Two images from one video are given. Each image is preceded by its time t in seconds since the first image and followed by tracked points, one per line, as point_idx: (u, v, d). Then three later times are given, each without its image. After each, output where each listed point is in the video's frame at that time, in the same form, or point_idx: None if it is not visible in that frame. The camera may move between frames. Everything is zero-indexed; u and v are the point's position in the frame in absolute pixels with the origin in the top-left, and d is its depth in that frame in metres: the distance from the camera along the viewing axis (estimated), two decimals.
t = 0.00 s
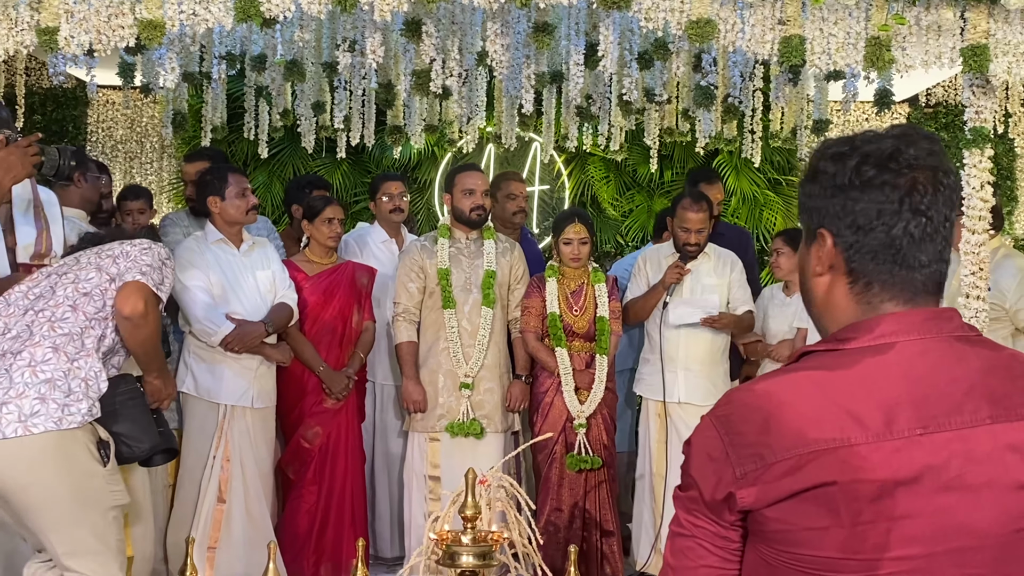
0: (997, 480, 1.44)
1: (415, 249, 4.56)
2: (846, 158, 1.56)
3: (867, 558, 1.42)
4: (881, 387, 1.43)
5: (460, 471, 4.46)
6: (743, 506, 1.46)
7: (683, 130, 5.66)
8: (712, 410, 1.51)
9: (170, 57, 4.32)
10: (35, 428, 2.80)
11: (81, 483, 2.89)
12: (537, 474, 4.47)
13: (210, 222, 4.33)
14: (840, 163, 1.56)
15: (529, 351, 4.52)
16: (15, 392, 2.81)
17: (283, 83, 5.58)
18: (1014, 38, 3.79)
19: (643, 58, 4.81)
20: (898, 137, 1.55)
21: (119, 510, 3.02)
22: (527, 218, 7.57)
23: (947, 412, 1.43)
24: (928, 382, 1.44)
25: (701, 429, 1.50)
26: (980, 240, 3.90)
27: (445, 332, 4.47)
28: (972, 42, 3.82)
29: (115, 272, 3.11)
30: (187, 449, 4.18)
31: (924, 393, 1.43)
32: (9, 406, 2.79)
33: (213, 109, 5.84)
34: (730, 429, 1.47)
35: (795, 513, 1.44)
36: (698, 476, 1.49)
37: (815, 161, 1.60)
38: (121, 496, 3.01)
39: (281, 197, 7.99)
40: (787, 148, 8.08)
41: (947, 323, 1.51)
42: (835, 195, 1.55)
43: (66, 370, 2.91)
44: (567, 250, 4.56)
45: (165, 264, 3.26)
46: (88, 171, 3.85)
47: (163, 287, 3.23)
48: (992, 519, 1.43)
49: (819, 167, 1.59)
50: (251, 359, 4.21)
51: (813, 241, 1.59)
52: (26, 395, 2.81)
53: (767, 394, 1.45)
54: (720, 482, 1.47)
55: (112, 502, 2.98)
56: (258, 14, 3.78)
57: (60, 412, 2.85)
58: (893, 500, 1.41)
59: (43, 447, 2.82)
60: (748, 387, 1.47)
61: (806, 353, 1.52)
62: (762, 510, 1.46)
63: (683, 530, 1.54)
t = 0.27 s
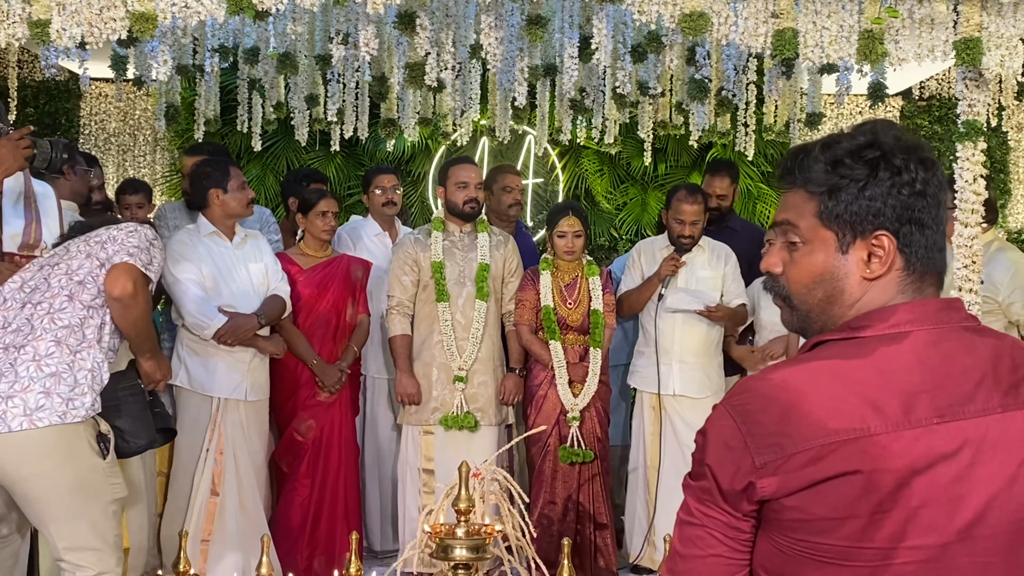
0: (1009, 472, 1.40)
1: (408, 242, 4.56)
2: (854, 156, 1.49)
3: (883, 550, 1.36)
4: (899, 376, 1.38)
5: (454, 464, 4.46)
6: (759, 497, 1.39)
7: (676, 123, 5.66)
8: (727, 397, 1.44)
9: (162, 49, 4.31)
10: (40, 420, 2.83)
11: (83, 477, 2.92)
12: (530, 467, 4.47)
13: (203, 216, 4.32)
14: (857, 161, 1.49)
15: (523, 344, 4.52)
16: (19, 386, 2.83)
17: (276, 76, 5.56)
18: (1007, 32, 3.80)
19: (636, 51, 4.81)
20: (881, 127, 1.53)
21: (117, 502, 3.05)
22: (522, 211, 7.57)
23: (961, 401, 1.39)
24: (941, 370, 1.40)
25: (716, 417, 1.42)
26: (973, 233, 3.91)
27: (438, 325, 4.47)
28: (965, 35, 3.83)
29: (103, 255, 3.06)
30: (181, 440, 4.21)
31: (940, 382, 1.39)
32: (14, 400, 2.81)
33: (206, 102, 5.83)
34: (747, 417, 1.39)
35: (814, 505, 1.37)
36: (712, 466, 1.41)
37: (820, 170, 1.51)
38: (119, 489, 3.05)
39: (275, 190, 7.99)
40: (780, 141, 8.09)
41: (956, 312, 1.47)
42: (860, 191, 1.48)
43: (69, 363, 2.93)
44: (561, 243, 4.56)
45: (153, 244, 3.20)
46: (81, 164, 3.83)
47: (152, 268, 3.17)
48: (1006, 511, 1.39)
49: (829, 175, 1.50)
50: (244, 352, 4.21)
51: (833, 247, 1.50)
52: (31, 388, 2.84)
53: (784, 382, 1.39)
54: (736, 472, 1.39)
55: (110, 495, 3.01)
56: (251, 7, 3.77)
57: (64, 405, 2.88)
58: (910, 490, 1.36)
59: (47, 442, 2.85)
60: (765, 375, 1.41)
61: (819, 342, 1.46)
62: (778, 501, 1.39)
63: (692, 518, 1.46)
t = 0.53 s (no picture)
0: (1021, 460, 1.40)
1: (402, 236, 4.56)
2: (860, 154, 1.48)
3: (903, 538, 1.36)
4: (913, 368, 1.38)
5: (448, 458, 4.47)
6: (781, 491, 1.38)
7: (670, 117, 5.66)
8: (742, 392, 1.43)
9: (156, 42, 4.30)
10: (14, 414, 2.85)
11: (63, 468, 2.91)
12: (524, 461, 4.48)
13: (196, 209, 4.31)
14: (865, 156, 1.48)
15: (517, 338, 4.52)
16: None
17: (269, 69, 5.55)
18: (1001, 26, 3.76)
19: (630, 45, 4.80)
20: (879, 121, 1.51)
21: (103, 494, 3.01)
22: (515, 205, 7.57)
23: (973, 390, 1.39)
24: (954, 361, 1.40)
25: (733, 413, 1.41)
26: (966, 227, 3.91)
27: (432, 319, 4.48)
28: (958, 29, 3.83)
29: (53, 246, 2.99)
30: (176, 434, 4.16)
31: (952, 373, 1.39)
32: None
33: (199, 96, 5.82)
34: (766, 412, 1.38)
35: (836, 497, 1.37)
36: (732, 461, 1.40)
37: (827, 172, 1.49)
38: (103, 481, 3.01)
39: (268, 184, 7.98)
40: (774, 135, 8.08)
41: (959, 303, 1.48)
42: (870, 188, 1.47)
43: (36, 354, 2.93)
44: (556, 237, 4.56)
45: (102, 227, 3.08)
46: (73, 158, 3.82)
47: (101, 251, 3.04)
48: (1018, 498, 1.40)
49: (838, 176, 1.48)
50: (241, 346, 4.22)
51: (843, 246, 1.50)
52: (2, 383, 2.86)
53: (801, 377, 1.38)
54: (757, 466, 1.38)
55: (95, 487, 2.98)
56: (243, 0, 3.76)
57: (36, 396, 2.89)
58: (928, 479, 1.36)
59: (23, 432, 2.85)
60: (780, 371, 1.40)
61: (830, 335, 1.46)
62: (799, 494, 1.39)
63: (708, 513, 1.45)
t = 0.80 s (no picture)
0: None
1: (396, 230, 4.55)
2: (875, 150, 1.46)
3: (935, 528, 1.36)
4: (936, 358, 1.38)
5: (443, 452, 4.48)
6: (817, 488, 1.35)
7: (664, 111, 5.66)
8: (768, 389, 1.39)
9: (149, 36, 4.29)
10: None
11: (28, 445, 2.90)
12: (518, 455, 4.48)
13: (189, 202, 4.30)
14: (879, 153, 1.45)
15: (511, 332, 4.52)
16: None
17: (263, 63, 5.55)
18: (993, 20, 3.81)
19: (624, 38, 4.79)
20: (885, 117, 1.50)
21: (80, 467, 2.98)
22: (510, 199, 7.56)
23: (990, 379, 1.40)
24: (971, 352, 1.41)
25: (763, 410, 1.37)
26: (959, 221, 3.91)
27: (426, 313, 4.47)
28: (952, 23, 3.87)
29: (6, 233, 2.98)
30: (171, 429, 4.16)
31: (971, 363, 1.39)
32: None
33: (193, 89, 5.80)
34: (799, 409, 1.35)
35: (870, 490, 1.35)
36: (767, 461, 1.35)
37: (842, 167, 1.46)
38: (76, 454, 2.98)
39: (262, 178, 7.96)
40: (768, 129, 8.08)
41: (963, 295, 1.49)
42: (887, 183, 1.45)
43: None
44: (550, 231, 4.56)
45: (54, 216, 3.05)
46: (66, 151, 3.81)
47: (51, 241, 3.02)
48: None
49: (854, 171, 1.45)
50: (238, 342, 4.22)
51: (861, 243, 1.46)
52: None
53: (831, 372, 1.35)
54: (792, 464, 1.34)
55: (65, 459, 2.95)
56: None
57: None
58: (957, 468, 1.36)
59: None
60: (808, 367, 1.37)
61: (847, 329, 1.44)
62: (833, 490, 1.36)
63: (737, 513, 1.40)
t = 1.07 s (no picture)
0: None
1: (390, 225, 4.55)
2: (903, 147, 1.44)
3: (988, 520, 1.37)
4: (973, 354, 1.39)
5: (436, 446, 4.49)
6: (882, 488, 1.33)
7: (658, 106, 5.66)
8: (822, 391, 1.35)
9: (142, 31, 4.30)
10: None
11: (10, 438, 2.94)
12: (512, 450, 4.49)
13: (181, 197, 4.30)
14: (905, 150, 1.44)
15: (505, 327, 4.53)
16: None
17: (257, 58, 5.54)
18: (986, 16, 3.83)
19: (618, 34, 4.80)
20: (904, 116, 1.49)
21: (65, 461, 3.00)
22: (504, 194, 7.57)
23: (1016, 370, 1.43)
24: (998, 347, 1.43)
25: (823, 413, 1.32)
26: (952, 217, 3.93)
27: (420, 308, 4.48)
28: (945, 19, 3.89)
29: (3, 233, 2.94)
30: (163, 425, 4.15)
31: (999, 355, 1.42)
32: None
33: (187, 84, 5.79)
34: (861, 410, 1.32)
35: (931, 487, 1.34)
36: (834, 464, 1.31)
37: (872, 164, 1.44)
38: (60, 446, 3.01)
39: (256, 173, 7.97)
40: (762, 124, 8.08)
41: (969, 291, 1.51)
42: (917, 180, 1.43)
43: None
44: (544, 227, 4.56)
45: (55, 219, 3.01)
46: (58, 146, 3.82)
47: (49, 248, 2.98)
48: None
49: (884, 168, 1.43)
50: (231, 337, 4.23)
51: (892, 242, 1.44)
52: None
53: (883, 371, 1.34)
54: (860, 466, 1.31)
55: (48, 453, 2.98)
56: None
57: None
58: (1004, 460, 1.37)
59: None
60: (859, 367, 1.35)
61: (878, 327, 1.43)
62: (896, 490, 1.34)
63: (798, 520, 1.34)
